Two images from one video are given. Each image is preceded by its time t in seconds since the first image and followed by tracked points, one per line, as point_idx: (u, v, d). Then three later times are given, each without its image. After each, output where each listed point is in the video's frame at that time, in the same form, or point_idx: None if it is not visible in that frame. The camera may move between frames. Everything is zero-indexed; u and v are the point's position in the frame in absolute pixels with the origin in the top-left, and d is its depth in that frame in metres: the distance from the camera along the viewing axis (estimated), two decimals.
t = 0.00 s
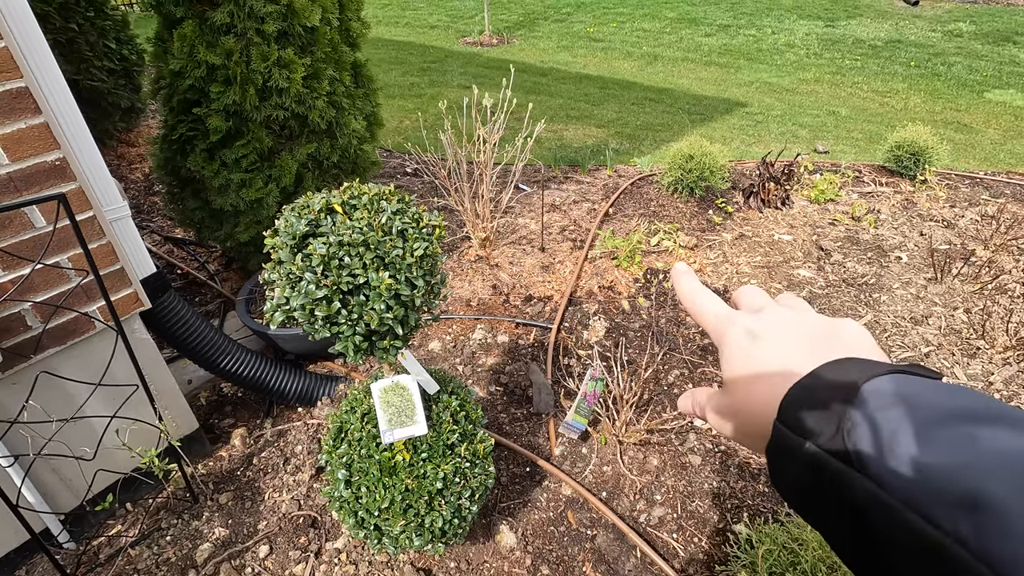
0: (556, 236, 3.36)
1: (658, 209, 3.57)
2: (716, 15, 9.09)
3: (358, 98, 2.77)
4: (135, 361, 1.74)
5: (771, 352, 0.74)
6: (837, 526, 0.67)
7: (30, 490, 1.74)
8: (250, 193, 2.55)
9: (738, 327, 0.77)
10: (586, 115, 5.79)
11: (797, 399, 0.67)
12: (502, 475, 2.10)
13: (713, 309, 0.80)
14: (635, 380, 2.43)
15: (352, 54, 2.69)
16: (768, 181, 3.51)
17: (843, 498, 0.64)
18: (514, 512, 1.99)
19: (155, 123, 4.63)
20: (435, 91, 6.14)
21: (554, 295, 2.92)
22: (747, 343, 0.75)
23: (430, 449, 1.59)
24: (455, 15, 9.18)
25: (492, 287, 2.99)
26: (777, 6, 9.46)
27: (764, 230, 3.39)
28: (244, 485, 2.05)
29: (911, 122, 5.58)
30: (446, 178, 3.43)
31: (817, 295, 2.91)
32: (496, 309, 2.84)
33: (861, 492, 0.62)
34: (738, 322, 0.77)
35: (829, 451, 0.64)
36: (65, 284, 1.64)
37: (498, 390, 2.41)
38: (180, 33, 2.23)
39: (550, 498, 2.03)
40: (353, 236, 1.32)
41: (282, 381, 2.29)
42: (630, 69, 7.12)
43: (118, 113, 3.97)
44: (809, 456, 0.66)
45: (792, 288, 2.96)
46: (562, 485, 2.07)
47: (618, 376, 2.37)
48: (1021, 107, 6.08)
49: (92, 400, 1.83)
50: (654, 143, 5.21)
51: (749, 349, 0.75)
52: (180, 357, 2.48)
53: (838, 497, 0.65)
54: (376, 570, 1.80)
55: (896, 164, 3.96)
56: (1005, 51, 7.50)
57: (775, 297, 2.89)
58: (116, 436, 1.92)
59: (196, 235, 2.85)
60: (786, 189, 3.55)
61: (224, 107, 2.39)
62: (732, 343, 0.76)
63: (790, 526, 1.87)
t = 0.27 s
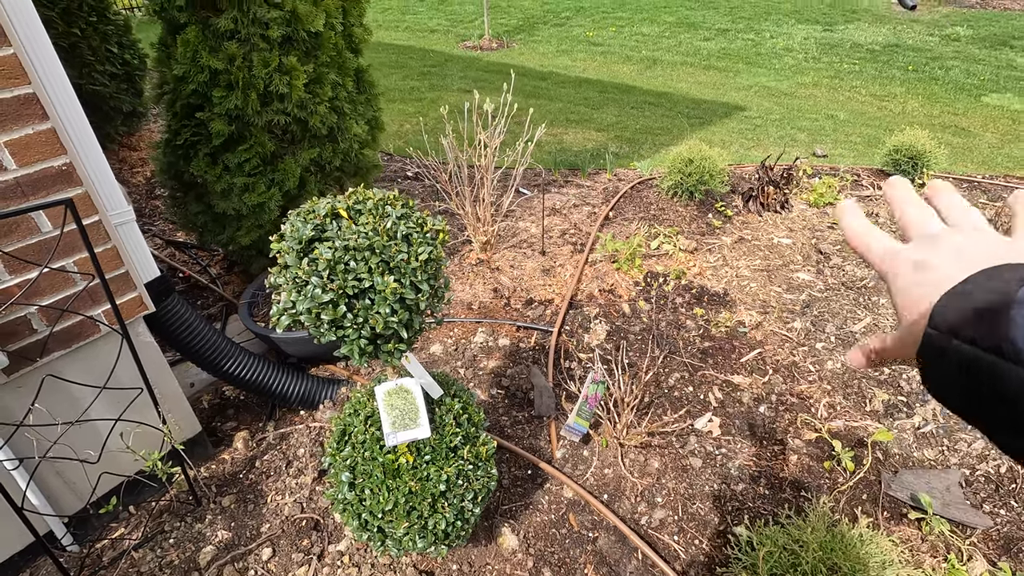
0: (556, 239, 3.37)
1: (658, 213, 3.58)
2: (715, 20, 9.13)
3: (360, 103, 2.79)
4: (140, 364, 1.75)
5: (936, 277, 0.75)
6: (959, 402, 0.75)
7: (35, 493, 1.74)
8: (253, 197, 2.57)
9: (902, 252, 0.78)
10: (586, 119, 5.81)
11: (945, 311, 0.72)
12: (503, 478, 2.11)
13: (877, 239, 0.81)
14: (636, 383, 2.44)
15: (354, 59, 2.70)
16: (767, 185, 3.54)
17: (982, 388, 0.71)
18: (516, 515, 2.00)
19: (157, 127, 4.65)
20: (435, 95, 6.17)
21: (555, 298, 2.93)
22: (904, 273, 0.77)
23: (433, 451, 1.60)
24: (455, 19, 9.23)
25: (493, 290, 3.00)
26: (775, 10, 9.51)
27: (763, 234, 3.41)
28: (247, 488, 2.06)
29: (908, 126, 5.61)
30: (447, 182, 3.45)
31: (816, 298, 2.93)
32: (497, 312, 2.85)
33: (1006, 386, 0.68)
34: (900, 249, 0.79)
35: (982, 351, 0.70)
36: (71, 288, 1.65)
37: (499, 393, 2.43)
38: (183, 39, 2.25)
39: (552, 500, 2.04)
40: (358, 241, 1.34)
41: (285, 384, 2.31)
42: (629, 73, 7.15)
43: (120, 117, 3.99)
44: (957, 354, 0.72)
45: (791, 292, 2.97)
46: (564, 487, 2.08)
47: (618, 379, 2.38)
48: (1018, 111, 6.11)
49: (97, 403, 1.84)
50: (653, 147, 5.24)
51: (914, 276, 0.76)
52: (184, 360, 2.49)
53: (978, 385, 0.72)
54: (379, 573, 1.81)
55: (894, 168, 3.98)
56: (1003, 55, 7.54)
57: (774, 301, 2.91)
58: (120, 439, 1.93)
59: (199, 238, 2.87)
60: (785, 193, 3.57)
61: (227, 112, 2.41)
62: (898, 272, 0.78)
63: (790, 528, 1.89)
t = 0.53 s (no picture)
0: (553, 242, 3.39)
1: (654, 215, 3.60)
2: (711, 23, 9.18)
3: (357, 107, 2.80)
4: (139, 368, 1.76)
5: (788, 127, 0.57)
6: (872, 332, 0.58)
7: (33, 497, 1.75)
8: (250, 201, 2.58)
9: (752, 89, 0.58)
10: (583, 122, 5.84)
11: (813, 190, 0.56)
12: (500, 480, 2.12)
13: (718, 71, 0.59)
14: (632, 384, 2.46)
15: (351, 63, 2.72)
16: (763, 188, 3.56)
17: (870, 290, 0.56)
18: (513, 516, 2.01)
19: (155, 131, 4.66)
20: (432, 98, 6.19)
21: (552, 301, 2.95)
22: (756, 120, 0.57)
23: (430, 453, 1.61)
24: (453, 23, 9.26)
25: (490, 293, 3.02)
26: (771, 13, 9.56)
27: (759, 236, 3.43)
28: (245, 491, 2.06)
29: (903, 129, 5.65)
30: (444, 185, 3.46)
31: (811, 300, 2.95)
32: (494, 315, 2.86)
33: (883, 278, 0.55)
34: (736, 85, 0.59)
35: (854, 237, 0.56)
36: (70, 292, 1.66)
37: (496, 396, 2.44)
38: (180, 44, 2.27)
39: (549, 502, 2.05)
40: (355, 244, 1.36)
41: (283, 387, 2.32)
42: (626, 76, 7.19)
43: (118, 121, 4.00)
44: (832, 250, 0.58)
45: (786, 294, 2.99)
46: (560, 489, 2.09)
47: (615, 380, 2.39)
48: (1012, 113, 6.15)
49: (95, 407, 1.84)
50: (650, 150, 5.26)
51: (752, 121, 0.57)
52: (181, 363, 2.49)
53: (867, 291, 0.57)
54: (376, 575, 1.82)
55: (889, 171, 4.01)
56: (996, 58, 7.60)
57: (770, 303, 2.93)
58: (118, 442, 1.93)
59: (196, 242, 2.87)
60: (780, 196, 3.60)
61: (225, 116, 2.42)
62: (728, 115, 0.58)
63: (784, 528, 1.91)
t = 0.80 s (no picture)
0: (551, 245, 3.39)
1: (652, 218, 3.60)
2: (708, 26, 9.21)
3: (354, 110, 2.80)
4: (134, 371, 1.75)
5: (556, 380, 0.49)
6: None
7: (27, 502, 1.73)
8: (247, 204, 2.57)
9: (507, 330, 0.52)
10: (581, 125, 5.85)
11: (613, 437, 0.46)
12: (498, 483, 2.11)
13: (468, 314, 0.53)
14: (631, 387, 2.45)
15: (349, 67, 2.72)
16: (760, 190, 3.57)
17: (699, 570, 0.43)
18: (511, 520, 2.00)
19: (152, 133, 4.65)
20: (430, 101, 6.20)
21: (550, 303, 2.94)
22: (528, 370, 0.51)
23: (427, 456, 1.60)
24: (451, 26, 9.28)
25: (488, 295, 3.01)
26: (768, 17, 9.60)
27: (756, 238, 3.43)
28: (241, 495, 2.05)
29: (900, 132, 5.66)
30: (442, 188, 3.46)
31: (809, 302, 2.95)
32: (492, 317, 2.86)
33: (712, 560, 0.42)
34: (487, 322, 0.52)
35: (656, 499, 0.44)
36: (64, 295, 1.65)
37: (494, 399, 2.43)
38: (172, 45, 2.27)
39: (547, 505, 2.04)
40: (351, 246, 1.36)
41: (280, 390, 2.30)
42: (623, 79, 7.20)
43: (115, 124, 3.99)
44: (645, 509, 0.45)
45: (784, 296, 2.99)
46: (558, 492, 2.08)
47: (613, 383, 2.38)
48: (1008, 116, 6.18)
49: (90, 411, 1.83)
50: (648, 153, 5.27)
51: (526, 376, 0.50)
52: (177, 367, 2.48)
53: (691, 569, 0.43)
54: None
55: (886, 173, 4.02)
56: (992, 61, 7.63)
57: (768, 305, 2.93)
58: (113, 446, 1.92)
59: (193, 245, 2.87)
60: (778, 198, 3.60)
61: (222, 119, 2.42)
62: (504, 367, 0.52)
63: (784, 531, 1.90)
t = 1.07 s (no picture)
0: (552, 249, 3.39)
1: (653, 223, 3.60)
2: (708, 33, 9.24)
3: (356, 115, 2.81)
4: (134, 375, 1.74)
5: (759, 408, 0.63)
6: None
7: (25, 506, 1.72)
8: (249, 208, 2.58)
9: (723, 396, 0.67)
10: (581, 130, 5.86)
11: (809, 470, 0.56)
12: (499, 489, 2.10)
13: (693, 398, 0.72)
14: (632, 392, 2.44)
15: (352, 73, 2.73)
16: (761, 195, 3.57)
17: None
18: (511, 526, 1.99)
19: (154, 138, 4.66)
20: (432, 106, 6.22)
21: (550, 308, 2.94)
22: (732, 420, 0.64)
23: (427, 461, 1.60)
24: (452, 32, 9.32)
25: (488, 300, 3.01)
26: (768, 24, 9.63)
27: (757, 243, 3.43)
28: (240, 500, 2.04)
29: (900, 137, 5.67)
30: (443, 193, 3.46)
31: (810, 308, 2.94)
32: (493, 322, 2.86)
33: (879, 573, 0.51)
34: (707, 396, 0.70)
35: (844, 526, 0.54)
36: (65, 298, 1.65)
37: (495, 404, 2.42)
38: (184, 54, 2.27)
39: (547, 511, 2.03)
40: (352, 250, 1.35)
41: (280, 395, 2.30)
42: (624, 85, 7.22)
43: (117, 129, 4.00)
44: (824, 528, 0.55)
45: (786, 301, 2.99)
46: (559, 498, 2.07)
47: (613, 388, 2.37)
48: (1008, 122, 6.18)
49: (89, 415, 1.82)
50: (648, 158, 5.28)
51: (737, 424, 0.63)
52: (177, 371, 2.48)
53: None
54: None
55: (887, 178, 4.02)
56: (992, 67, 7.65)
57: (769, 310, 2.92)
58: (113, 451, 1.91)
59: (194, 249, 2.87)
60: (778, 203, 3.60)
61: (224, 124, 2.42)
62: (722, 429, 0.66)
63: (785, 537, 1.88)
